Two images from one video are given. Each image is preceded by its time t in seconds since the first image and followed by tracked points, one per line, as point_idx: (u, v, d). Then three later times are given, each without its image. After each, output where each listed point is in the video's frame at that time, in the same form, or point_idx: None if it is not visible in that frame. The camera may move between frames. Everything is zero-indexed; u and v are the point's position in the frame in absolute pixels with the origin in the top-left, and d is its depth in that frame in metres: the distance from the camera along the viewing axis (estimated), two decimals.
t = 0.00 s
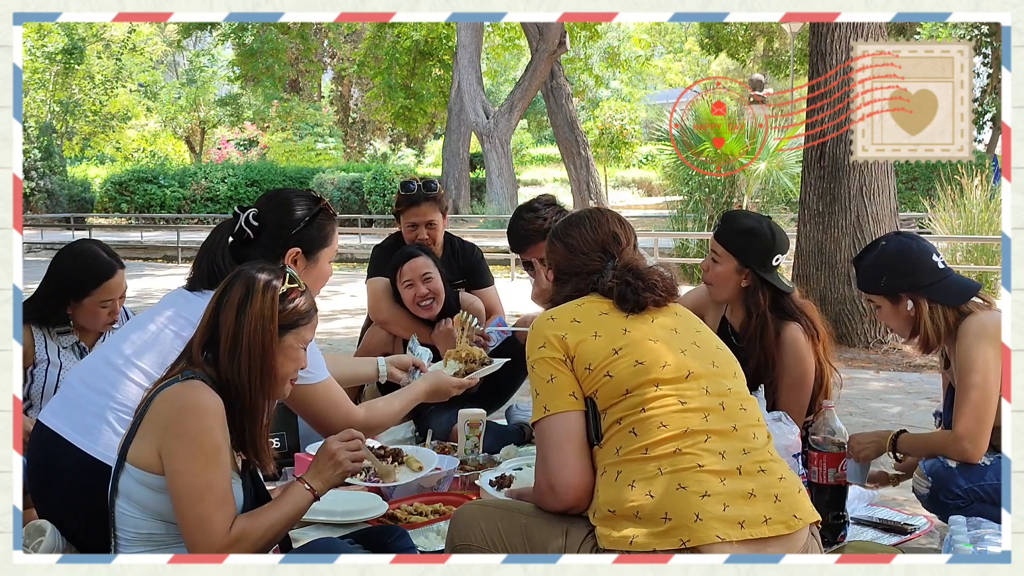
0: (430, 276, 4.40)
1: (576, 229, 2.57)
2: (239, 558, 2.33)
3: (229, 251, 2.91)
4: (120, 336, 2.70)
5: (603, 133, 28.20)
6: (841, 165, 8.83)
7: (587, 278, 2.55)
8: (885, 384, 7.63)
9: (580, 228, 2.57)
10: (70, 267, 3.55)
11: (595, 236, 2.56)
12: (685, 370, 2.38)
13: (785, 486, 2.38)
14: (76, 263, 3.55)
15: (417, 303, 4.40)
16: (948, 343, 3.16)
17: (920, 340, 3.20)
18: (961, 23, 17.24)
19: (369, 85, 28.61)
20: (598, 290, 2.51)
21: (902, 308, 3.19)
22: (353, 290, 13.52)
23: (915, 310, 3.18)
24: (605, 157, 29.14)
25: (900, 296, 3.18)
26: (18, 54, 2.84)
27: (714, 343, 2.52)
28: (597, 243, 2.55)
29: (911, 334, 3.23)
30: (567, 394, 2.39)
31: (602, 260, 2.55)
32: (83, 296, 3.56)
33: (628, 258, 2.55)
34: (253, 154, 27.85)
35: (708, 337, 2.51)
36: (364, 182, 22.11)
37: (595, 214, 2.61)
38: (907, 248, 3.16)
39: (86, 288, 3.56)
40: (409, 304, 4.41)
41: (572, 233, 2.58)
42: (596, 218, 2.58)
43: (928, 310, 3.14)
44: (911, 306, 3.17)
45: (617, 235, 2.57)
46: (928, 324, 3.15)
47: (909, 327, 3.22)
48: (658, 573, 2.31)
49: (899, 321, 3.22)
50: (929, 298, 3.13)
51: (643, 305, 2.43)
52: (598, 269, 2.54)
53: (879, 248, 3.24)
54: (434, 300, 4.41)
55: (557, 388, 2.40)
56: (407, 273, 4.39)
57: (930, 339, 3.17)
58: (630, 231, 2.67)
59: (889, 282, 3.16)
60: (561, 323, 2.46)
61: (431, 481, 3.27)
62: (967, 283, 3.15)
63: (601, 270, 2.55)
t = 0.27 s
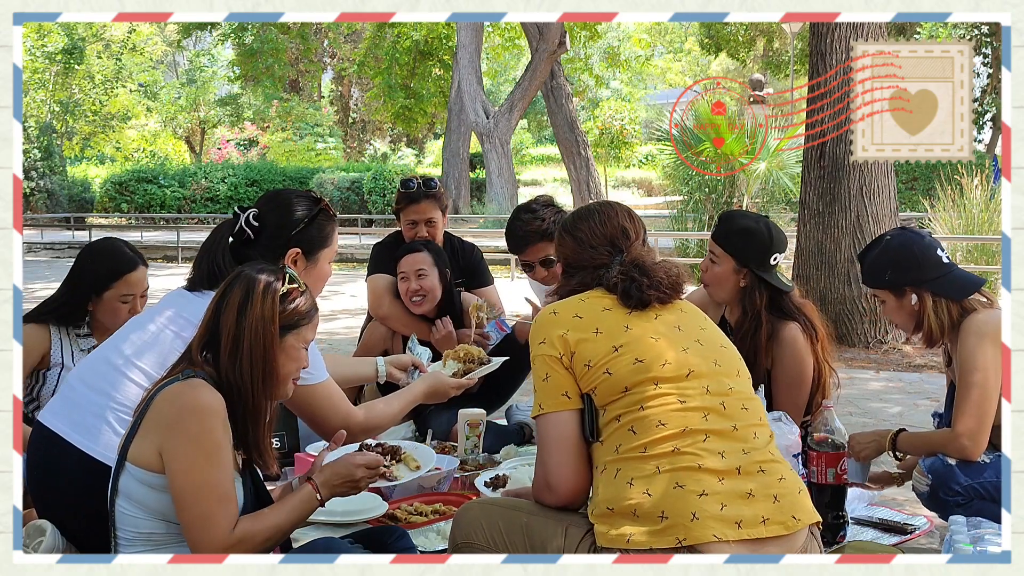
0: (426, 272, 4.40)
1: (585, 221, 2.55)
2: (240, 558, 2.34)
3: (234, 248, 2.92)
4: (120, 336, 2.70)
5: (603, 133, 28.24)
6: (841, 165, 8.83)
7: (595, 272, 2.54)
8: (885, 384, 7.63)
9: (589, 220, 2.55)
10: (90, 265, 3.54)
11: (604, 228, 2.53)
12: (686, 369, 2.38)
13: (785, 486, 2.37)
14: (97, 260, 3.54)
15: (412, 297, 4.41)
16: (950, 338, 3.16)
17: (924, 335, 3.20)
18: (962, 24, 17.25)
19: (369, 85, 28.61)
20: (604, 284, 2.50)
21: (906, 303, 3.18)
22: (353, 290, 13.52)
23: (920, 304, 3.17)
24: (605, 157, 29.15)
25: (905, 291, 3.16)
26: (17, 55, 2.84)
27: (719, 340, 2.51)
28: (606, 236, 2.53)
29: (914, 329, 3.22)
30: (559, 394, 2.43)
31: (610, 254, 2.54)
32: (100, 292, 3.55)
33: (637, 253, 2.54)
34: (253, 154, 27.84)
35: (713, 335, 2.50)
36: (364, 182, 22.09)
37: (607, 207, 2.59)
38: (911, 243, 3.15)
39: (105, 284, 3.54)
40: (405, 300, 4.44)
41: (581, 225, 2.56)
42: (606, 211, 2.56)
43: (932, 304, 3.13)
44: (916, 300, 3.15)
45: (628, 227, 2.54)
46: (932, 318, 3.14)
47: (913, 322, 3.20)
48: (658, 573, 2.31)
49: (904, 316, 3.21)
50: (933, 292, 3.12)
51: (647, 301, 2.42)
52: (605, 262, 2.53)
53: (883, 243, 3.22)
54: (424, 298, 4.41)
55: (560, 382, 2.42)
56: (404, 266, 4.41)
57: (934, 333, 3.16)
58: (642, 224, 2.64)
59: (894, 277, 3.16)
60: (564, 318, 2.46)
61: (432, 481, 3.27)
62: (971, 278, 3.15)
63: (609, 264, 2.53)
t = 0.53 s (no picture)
0: (429, 267, 4.43)
1: (591, 217, 2.54)
2: (240, 558, 2.33)
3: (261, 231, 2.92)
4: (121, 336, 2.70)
5: (604, 133, 28.27)
6: (841, 165, 8.82)
7: (598, 271, 2.53)
8: (885, 384, 7.63)
9: (594, 215, 2.54)
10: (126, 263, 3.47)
11: (609, 226, 2.52)
12: (686, 371, 2.37)
13: (786, 486, 2.37)
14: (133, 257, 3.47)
15: (418, 292, 4.42)
16: (948, 332, 3.16)
17: (921, 330, 3.20)
18: (962, 23, 17.25)
19: (369, 85, 28.61)
20: (604, 285, 2.50)
21: (904, 298, 3.19)
22: (353, 290, 13.51)
23: (917, 299, 3.17)
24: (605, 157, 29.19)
25: (903, 285, 3.17)
26: (17, 55, 2.84)
27: (721, 339, 2.50)
28: (611, 234, 2.52)
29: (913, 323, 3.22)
30: (553, 405, 2.45)
31: (615, 253, 2.53)
32: (136, 284, 3.47)
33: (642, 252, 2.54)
34: (253, 154, 27.84)
35: (714, 334, 2.49)
36: (364, 182, 22.08)
37: (614, 201, 2.57)
38: (908, 238, 3.16)
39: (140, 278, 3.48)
40: (408, 293, 4.45)
41: (585, 221, 2.55)
42: (613, 207, 2.55)
43: (929, 298, 3.13)
44: (913, 295, 3.16)
45: (635, 227, 2.53)
46: (929, 312, 3.13)
47: (912, 316, 3.20)
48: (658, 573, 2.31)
49: (902, 311, 3.21)
50: (930, 286, 3.12)
51: (647, 306, 2.41)
52: (610, 261, 2.52)
53: (879, 240, 3.24)
54: (429, 293, 4.42)
55: (557, 391, 2.45)
56: (410, 262, 4.42)
57: (931, 328, 3.16)
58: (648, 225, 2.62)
59: (891, 272, 3.17)
60: (562, 323, 2.46)
61: (432, 481, 3.26)
62: (971, 273, 3.14)
63: (613, 263, 2.53)
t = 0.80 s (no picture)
0: (440, 264, 4.40)
1: (582, 217, 2.53)
2: (239, 559, 2.33)
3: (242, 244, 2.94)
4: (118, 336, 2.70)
5: (603, 133, 28.32)
6: (841, 165, 8.82)
7: (593, 274, 2.53)
8: (885, 384, 7.63)
9: (587, 214, 2.53)
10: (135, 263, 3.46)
11: (602, 226, 2.51)
12: (684, 375, 2.37)
13: (786, 488, 2.37)
14: (141, 257, 3.46)
15: (427, 289, 4.40)
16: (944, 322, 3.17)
17: (916, 317, 3.21)
18: (962, 23, 17.25)
19: (369, 85, 28.62)
20: (599, 288, 2.49)
21: (903, 285, 3.20)
22: (353, 290, 13.52)
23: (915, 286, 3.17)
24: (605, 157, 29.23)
25: (901, 273, 3.18)
26: (18, 54, 2.84)
27: (721, 340, 2.50)
28: (604, 235, 2.51)
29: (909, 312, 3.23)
30: (551, 412, 2.46)
31: (609, 254, 2.52)
32: (147, 285, 3.46)
33: (637, 251, 2.53)
34: (253, 154, 27.83)
35: (712, 335, 2.48)
36: (364, 182, 22.06)
37: (606, 199, 2.56)
38: (911, 225, 3.17)
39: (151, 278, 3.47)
40: (417, 290, 4.43)
41: (578, 220, 2.54)
42: (606, 207, 2.53)
43: (926, 287, 3.14)
44: (910, 283, 3.17)
45: (629, 226, 2.52)
46: (924, 301, 3.15)
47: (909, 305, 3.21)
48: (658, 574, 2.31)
49: (900, 298, 3.23)
50: (928, 275, 3.13)
51: (642, 309, 2.40)
52: (604, 263, 2.51)
53: (883, 227, 3.25)
54: (440, 289, 4.42)
55: (554, 399, 2.45)
56: (417, 259, 4.40)
57: (925, 317, 3.17)
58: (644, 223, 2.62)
59: (891, 259, 3.18)
60: (558, 330, 2.46)
61: (431, 482, 3.26)
62: (971, 266, 3.15)
63: (607, 264, 2.52)
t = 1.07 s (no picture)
0: (444, 264, 4.42)
1: (576, 217, 2.53)
2: (240, 559, 2.33)
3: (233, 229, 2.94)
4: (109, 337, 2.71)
5: (603, 133, 28.35)
6: (841, 164, 8.82)
7: (587, 277, 2.52)
8: (885, 384, 7.62)
9: (579, 214, 2.53)
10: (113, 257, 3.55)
11: (595, 227, 2.51)
12: (683, 376, 2.36)
13: (785, 488, 2.37)
14: (118, 251, 3.55)
15: (429, 290, 4.40)
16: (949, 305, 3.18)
17: (922, 299, 3.22)
18: (962, 23, 17.25)
19: (369, 85, 28.61)
20: (594, 290, 2.49)
21: (911, 267, 3.20)
22: (352, 290, 13.51)
23: (923, 269, 3.18)
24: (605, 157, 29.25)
25: (911, 254, 3.18)
26: (17, 54, 2.84)
27: (720, 340, 2.50)
28: (598, 235, 2.51)
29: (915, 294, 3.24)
30: (550, 417, 2.45)
31: (603, 254, 2.52)
32: (123, 278, 3.54)
33: (630, 252, 2.53)
34: (253, 154, 27.83)
35: (710, 334, 2.49)
36: (364, 182, 22.03)
37: (596, 199, 2.56)
38: (923, 210, 3.17)
39: (127, 271, 3.54)
40: (419, 290, 4.43)
41: (570, 220, 2.54)
42: (597, 207, 2.53)
43: (933, 269, 3.15)
44: (919, 265, 3.17)
45: (622, 226, 2.52)
46: (931, 283, 3.15)
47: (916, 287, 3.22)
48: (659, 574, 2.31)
49: (909, 281, 3.23)
50: (938, 257, 3.13)
51: (639, 311, 2.39)
52: (598, 265, 2.51)
53: (897, 209, 3.25)
54: (443, 289, 4.42)
55: (552, 404, 2.44)
56: (421, 258, 4.41)
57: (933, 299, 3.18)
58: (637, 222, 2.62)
59: (903, 240, 3.18)
60: (555, 333, 2.45)
61: (432, 481, 3.25)
62: (980, 254, 3.15)
63: (601, 265, 2.52)
